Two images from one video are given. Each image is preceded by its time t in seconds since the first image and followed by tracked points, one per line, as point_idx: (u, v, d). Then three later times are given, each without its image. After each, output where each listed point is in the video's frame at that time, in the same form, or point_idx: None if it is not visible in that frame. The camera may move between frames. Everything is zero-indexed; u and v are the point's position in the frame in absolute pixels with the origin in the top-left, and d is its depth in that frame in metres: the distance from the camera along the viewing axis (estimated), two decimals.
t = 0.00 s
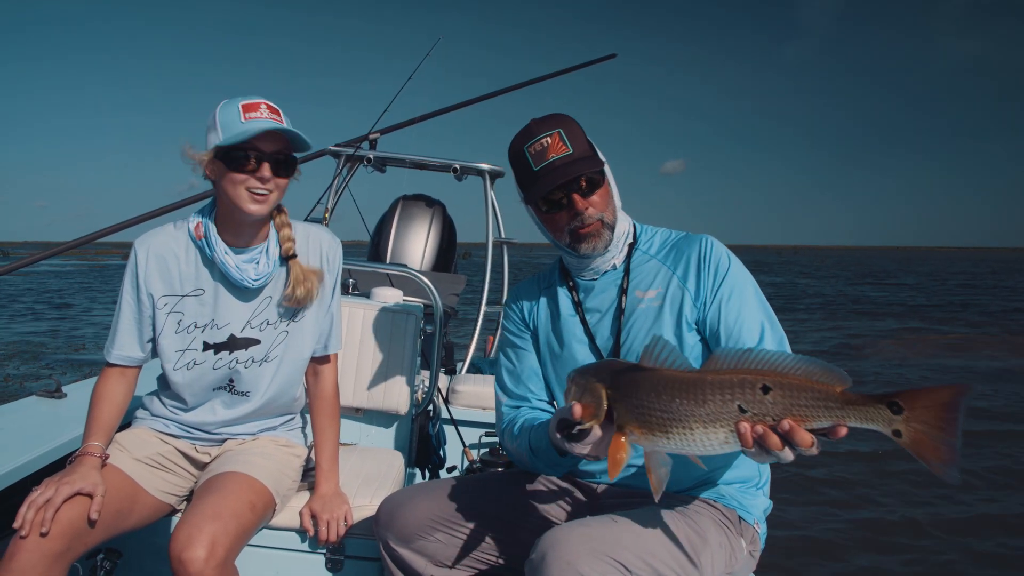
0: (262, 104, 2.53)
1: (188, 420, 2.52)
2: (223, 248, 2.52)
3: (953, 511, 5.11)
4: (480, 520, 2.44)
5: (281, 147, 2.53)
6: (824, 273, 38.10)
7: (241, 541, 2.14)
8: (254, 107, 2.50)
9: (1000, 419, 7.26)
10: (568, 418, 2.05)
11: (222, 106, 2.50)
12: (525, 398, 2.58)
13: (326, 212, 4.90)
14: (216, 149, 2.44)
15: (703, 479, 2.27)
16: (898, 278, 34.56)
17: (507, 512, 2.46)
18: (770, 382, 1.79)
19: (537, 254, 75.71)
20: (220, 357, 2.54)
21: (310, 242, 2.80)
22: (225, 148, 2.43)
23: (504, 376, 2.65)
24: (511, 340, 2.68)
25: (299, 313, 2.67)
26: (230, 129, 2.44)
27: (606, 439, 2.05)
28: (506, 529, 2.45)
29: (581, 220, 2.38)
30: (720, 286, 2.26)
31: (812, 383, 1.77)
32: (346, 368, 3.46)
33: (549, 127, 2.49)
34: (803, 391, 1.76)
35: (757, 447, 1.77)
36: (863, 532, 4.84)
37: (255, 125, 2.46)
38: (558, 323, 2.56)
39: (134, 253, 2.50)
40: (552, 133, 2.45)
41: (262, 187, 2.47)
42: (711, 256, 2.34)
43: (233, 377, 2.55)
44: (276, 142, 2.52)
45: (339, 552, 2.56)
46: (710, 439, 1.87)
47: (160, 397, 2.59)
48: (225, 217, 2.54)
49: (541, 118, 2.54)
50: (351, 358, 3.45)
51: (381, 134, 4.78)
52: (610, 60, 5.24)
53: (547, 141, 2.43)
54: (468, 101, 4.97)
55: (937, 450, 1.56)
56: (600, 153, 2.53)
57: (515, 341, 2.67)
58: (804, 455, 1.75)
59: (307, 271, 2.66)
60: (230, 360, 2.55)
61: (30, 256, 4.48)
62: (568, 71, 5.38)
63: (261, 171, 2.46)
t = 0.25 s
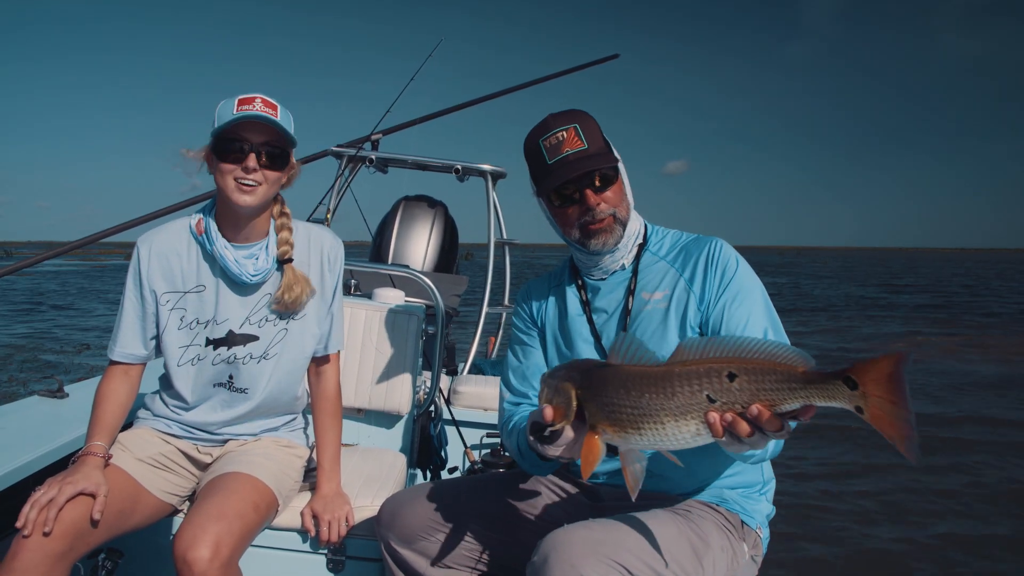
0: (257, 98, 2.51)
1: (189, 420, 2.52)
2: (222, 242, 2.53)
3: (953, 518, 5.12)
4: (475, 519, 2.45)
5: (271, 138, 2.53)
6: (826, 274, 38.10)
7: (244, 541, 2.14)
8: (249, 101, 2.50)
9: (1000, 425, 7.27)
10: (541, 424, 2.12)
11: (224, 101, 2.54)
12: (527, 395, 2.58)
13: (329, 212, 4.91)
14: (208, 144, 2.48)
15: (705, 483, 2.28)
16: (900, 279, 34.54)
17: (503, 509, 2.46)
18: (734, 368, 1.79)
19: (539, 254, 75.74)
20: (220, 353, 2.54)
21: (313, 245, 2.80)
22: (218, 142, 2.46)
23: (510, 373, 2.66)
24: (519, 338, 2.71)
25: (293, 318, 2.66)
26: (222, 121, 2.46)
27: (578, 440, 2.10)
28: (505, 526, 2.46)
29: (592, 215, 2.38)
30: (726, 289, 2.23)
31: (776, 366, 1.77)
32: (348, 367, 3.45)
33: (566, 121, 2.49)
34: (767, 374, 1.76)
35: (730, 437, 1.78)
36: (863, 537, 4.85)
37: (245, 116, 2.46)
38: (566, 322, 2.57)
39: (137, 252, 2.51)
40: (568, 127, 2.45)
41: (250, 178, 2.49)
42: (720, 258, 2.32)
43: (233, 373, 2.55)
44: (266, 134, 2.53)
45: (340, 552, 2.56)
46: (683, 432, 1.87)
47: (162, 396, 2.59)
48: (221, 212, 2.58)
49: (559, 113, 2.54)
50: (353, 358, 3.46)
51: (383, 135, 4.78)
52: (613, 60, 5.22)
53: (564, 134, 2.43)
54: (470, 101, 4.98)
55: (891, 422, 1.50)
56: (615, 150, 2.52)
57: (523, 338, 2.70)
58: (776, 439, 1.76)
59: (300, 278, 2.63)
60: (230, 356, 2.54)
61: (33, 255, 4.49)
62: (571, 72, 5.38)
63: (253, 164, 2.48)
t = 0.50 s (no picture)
0: (263, 106, 2.55)
1: (189, 423, 2.51)
2: (222, 245, 2.53)
3: (955, 516, 5.12)
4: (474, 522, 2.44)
5: (282, 146, 2.55)
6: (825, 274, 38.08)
7: (245, 544, 2.14)
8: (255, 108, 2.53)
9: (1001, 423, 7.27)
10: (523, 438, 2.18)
11: (224, 105, 2.51)
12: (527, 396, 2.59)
13: (328, 215, 4.91)
14: (218, 149, 2.45)
15: (705, 486, 2.27)
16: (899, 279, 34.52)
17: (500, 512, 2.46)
18: (706, 379, 1.79)
19: (539, 256, 75.76)
20: (220, 355, 2.54)
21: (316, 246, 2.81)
22: (227, 149, 2.44)
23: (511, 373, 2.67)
24: (522, 338, 2.73)
25: (308, 300, 2.70)
26: (232, 129, 2.46)
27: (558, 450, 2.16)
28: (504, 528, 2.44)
29: (585, 219, 2.39)
30: (726, 292, 2.21)
31: (746, 372, 1.76)
32: (348, 370, 3.45)
33: (563, 122, 2.48)
34: (738, 380, 1.75)
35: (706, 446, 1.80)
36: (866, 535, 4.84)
37: (258, 125, 2.48)
38: (567, 323, 2.58)
39: (136, 255, 2.51)
40: (564, 128, 2.44)
41: (263, 187, 2.49)
42: (721, 260, 2.30)
43: (232, 374, 2.55)
44: (277, 142, 2.54)
45: (341, 555, 2.55)
46: (662, 444, 1.88)
47: (161, 399, 2.59)
48: (225, 215, 2.56)
49: (559, 113, 2.53)
50: (353, 361, 3.45)
51: (381, 137, 4.79)
52: (611, 61, 5.22)
53: (558, 137, 2.42)
54: (469, 103, 4.98)
55: (869, 417, 1.50)
56: (614, 150, 2.51)
57: (526, 339, 2.71)
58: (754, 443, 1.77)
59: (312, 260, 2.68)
60: (230, 358, 2.54)
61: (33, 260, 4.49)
62: (569, 73, 5.38)
63: (262, 172, 2.48)
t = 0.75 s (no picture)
0: (266, 112, 2.59)
1: (188, 426, 2.52)
2: (222, 247, 2.54)
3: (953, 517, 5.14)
4: (472, 522, 2.45)
5: (286, 153, 2.56)
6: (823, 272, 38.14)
7: (245, 547, 2.15)
8: (259, 114, 2.56)
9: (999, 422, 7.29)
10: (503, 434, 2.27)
11: (225, 110, 2.52)
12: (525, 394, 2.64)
13: (326, 217, 4.91)
14: (223, 155, 2.45)
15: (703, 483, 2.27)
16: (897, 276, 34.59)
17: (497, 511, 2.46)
18: (674, 395, 1.79)
19: (537, 256, 75.80)
20: (220, 357, 2.55)
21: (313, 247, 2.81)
22: (233, 156, 2.44)
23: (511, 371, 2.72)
24: (522, 336, 2.77)
25: (308, 296, 2.71)
26: (237, 136, 2.48)
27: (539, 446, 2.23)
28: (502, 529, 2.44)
29: (562, 215, 2.40)
30: (720, 294, 2.21)
31: (713, 393, 1.75)
32: (346, 372, 3.46)
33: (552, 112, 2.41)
34: (704, 401, 1.75)
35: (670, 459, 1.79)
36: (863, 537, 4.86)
37: (263, 133, 2.53)
38: (563, 322, 2.61)
39: (135, 258, 2.52)
40: (550, 120, 2.39)
41: (268, 194, 2.51)
42: (717, 260, 2.29)
43: (233, 376, 2.55)
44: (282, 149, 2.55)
45: (341, 557, 2.56)
46: (629, 454, 1.88)
47: (161, 402, 2.59)
48: (228, 220, 2.56)
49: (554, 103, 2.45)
50: (352, 362, 3.46)
51: (378, 139, 4.79)
52: (607, 60, 5.22)
53: (541, 129, 2.39)
54: (466, 104, 4.98)
55: (823, 454, 1.51)
56: (607, 138, 2.40)
57: (525, 337, 2.75)
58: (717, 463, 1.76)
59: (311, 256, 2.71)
60: (230, 360, 2.55)
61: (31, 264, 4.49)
62: (566, 72, 5.39)
63: (267, 179, 2.50)
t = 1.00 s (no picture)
0: (268, 115, 2.60)
1: (189, 427, 2.52)
2: (223, 249, 2.54)
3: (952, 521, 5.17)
4: (472, 523, 2.45)
5: (288, 157, 2.58)
6: (821, 270, 38.16)
7: (246, 549, 2.15)
8: (261, 117, 2.57)
9: (997, 424, 7.32)
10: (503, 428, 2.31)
11: (227, 113, 2.52)
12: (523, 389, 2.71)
13: (325, 218, 4.92)
14: (225, 158, 2.46)
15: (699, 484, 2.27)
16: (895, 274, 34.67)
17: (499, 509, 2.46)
18: (645, 426, 1.64)
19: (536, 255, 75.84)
20: (221, 357, 2.55)
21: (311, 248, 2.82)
22: (235, 159, 2.45)
23: (511, 366, 2.79)
24: (522, 331, 2.83)
25: (308, 296, 2.72)
26: (239, 139, 2.49)
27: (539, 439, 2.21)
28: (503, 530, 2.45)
29: (530, 203, 2.57)
30: (712, 299, 2.19)
31: (675, 434, 1.56)
32: (346, 372, 3.46)
33: (555, 104, 2.53)
34: (668, 440, 1.58)
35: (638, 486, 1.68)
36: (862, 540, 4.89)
37: (265, 136, 2.54)
38: (560, 319, 2.66)
39: (136, 260, 2.52)
40: (545, 112, 2.54)
41: (270, 197, 2.52)
42: (711, 264, 2.26)
43: (233, 377, 2.56)
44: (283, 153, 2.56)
45: (342, 558, 2.57)
46: (606, 471, 1.79)
47: (162, 404, 2.60)
48: (229, 222, 2.57)
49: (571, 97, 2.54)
50: (351, 363, 3.46)
51: (376, 140, 4.80)
52: (605, 60, 5.22)
53: (538, 118, 2.57)
54: (464, 105, 4.99)
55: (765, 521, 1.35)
56: (589, 135, 2.43)
57: (525, 332, 2.82)
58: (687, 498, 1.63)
59: (312, 256, 2.72)
60: (231, 360, 2.55)
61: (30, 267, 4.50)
62: (563, 72, 5.40)
63: (268, 182, 2.50)
